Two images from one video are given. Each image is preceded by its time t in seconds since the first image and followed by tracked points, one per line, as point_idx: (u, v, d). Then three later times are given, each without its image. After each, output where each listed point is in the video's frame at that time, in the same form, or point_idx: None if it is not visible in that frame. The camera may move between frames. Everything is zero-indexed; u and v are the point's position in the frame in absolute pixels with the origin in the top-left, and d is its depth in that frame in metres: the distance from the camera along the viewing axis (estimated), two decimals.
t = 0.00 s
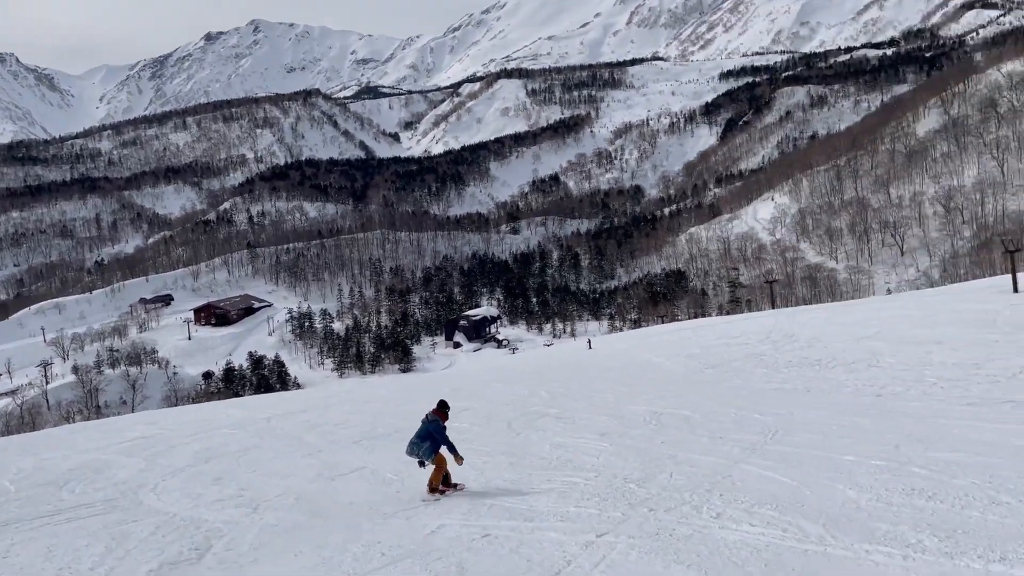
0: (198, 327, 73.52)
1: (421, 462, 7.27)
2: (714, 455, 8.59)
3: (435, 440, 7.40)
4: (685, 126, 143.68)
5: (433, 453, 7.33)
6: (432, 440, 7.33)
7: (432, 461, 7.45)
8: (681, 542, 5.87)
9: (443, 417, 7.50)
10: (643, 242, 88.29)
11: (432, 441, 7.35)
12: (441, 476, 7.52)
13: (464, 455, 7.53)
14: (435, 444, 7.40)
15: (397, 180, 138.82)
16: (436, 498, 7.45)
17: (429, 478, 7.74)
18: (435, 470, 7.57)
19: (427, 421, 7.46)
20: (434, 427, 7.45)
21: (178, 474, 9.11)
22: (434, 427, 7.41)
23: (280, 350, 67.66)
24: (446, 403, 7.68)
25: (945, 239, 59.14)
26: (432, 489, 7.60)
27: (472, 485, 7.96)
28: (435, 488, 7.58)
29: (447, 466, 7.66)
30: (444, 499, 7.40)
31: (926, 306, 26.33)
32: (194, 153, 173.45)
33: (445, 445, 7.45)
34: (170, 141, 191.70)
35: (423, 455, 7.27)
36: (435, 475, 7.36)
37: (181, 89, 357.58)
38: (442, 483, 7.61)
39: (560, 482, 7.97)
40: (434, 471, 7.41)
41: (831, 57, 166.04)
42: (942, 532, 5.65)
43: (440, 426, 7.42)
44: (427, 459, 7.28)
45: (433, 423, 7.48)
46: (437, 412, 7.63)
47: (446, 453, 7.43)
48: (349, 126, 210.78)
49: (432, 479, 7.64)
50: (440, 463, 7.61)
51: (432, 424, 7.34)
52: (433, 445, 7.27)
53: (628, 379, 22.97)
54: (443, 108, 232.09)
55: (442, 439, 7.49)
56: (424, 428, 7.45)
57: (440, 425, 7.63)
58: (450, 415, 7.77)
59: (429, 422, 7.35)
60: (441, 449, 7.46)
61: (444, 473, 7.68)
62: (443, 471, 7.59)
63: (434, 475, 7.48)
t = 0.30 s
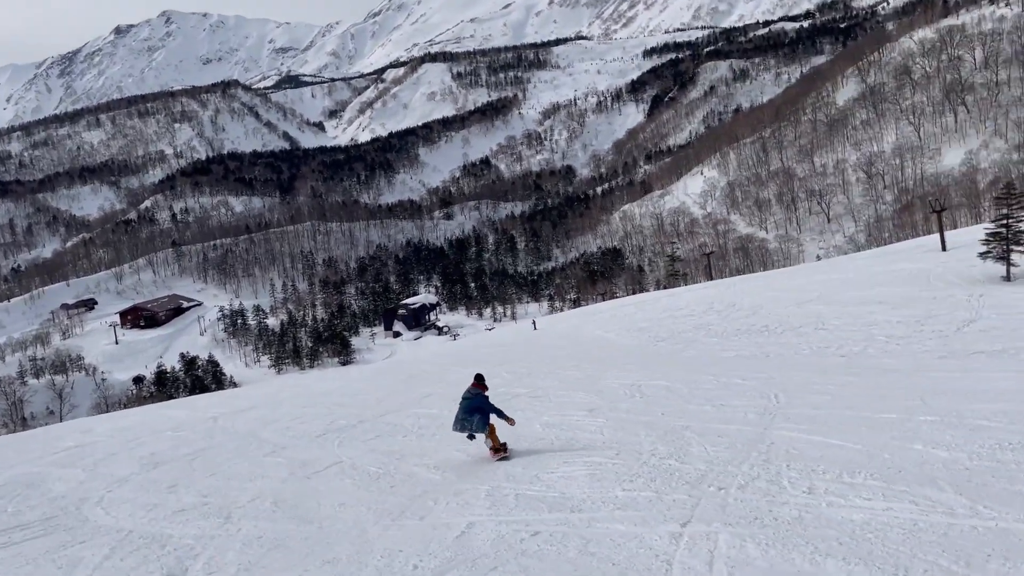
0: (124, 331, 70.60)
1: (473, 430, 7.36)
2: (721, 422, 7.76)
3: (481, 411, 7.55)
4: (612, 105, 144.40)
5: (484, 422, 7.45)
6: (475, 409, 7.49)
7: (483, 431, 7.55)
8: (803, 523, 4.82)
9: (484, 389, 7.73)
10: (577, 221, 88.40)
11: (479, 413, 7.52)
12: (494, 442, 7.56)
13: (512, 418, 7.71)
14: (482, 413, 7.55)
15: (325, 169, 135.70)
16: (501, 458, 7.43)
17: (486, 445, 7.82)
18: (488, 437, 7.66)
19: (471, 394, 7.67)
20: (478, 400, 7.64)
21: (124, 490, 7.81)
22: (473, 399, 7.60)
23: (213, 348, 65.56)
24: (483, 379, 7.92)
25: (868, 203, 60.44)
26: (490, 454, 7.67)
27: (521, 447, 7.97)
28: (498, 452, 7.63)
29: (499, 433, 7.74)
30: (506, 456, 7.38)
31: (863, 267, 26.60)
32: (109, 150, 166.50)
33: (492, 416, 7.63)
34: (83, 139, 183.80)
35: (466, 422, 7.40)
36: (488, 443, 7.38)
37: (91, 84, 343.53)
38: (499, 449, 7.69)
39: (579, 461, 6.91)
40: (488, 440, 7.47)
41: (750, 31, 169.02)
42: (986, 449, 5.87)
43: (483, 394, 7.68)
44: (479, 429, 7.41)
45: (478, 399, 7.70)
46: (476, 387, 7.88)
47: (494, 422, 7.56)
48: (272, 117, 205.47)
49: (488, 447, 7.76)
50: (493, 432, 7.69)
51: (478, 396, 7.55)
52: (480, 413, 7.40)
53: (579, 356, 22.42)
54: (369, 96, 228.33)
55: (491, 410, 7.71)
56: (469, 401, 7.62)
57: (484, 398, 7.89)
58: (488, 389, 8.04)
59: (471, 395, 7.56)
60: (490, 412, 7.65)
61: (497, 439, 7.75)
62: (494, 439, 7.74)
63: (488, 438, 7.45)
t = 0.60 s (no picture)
0: (125, 339, 69.84)
1: (540, 419, 7.44)
2: (816, 417, 7.11)
3: (546, 397, 7.59)
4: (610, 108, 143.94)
5: (551, 406, 7.51)
6: (541, 396, 7.48)
7: (547, 417, 7.67)
8: (947, 513, 4.55)
9: (547, 373, 7.70)
10: (576, 224, 87.80)
11: (544, 399, 7.57)
12: (557, 428, 7.72)
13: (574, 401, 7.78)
14: (542, 400, 7.62)
15: (324, 176, 134.95)
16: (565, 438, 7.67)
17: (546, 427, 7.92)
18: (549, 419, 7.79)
19: (531, 380, 7.63)
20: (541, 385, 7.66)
21: (131, 507, 6.90)
22: (537, 386, 7.52)
23: (216, 355, 64.91)
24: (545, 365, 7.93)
25: (869, 204, 59.92)
26: (553, 434, 7.82)
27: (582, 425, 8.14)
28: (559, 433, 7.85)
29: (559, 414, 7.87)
30: (573, 437, 7.55)
31: (874, 264, 25.91)
32: (109, 160, 166.08)
33: (555, 402, 7.66)
34: (82, 149, 183.12)
35: (533, 408, 7.43)
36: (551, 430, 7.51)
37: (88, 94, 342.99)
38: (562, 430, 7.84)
39: (679, 462, 6.20)
40: (553, 424, 7.63)
41: (747, 33, 168.77)
42: None
43: (545, 378, 7.65)
44: (546, 417, 7.50)
45: (537, 385, 7.71)
46: (535, 371, 7.83)
47: (557, 407, 7.68)
48: (271, 125, 205.14)
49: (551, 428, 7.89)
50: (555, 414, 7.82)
51: (544, 381, 7.47)
52: (545, 400, 7.44)
53: (592, 356, 21.61)
54: (367, 102, 228.04)
55: (550, 394, 7.76)
56: (532, 388, 7.64)
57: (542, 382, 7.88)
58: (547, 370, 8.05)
59: (536, 382, 7.48)
60: (553, 397, 7.69)
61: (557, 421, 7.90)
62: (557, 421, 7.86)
63: (552, 422, 7.59)
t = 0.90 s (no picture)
0: (176, 348, 70.74)
1: (601, 432, 7.34)
2: (974, 454, 6.13)
3: (606, 410, 7.51)
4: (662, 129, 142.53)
5: (613, 420, 7.43)
6: (602, 409, 7.39)
7: (608, 429, 7.59)
8: None
9: (606, 387, 7.62)
10: (624, 245, 86.51)
11: (602, 413, 7.46)
12: (615, 443, 7.67)
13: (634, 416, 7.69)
14: (599, 413, 7.54)
15: (375, 192, 135.91)
16: (619, 453, 7.69)
17: (605, 441, 7.84)
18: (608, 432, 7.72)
19: (589, 393, 7.54)
20: (597, 400, 7.52)
21: (161, 525, 6.31)
22: (592, 402, 7.47)
23: (263, 366, 65.36)
24: (602, 378, 7.77)
25: (930, 232, 57.57)
26: (610, 448, 7.74)
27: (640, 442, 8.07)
28: (615, 449, 7.78)
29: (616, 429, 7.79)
30: (632, 452, 7.51)
31: (942, 294, 24.41)
32: (168, 173, 170.35)
33: (611, 417, 7.52)
34: (142, 162, 188.17)
35: (595, 421, 7.29)
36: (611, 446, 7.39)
37: (151, 109, 352.71)
38: (620, 443, 7.78)
39: (801, 501, 5.55)
40: (611, 439, 7.57)
41: (803, 56, 165.73)
42: None
43: (603, 390, 7.56)
44: (607, 429, 7.40)
45: (592, 401, 7.59)
46: (593, 383, 7.70)
47: (614, 421, 7.60)
48: (324, 142, 208.46)
49: (608, 443, 7.81)
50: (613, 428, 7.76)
51: (602, 395, 7.41)
52: (607, 413, 7.35)
53: (645, 379, 20.70)
54: (419, 121, 230.28)
55: (606, 408, 7.66)
56: (589, 401, 7.52)
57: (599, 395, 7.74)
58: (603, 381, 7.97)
59: (594, 395, 7.40)
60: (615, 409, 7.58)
61: (615, 436, 7.84)
62: (615, 436, 7.80)
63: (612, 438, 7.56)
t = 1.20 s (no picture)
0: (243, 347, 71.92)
1: (630, 456, 7.20)
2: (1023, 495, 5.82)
3: (638, 428, 7.36)
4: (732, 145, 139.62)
5: (644, 440, 7.31)
6: (630, 432, 7.24)
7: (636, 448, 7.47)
8: None
9: (638, 404, 7.44)
10: (690, 262, 84.50)
11: (631, 432, 7.32)
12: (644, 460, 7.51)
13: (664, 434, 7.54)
14: (632, 430, 7.35)
15: (441, 201, 136.67)
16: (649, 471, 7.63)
17: (634, 457, 7.69)
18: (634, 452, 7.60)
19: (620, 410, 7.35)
20: (626, 418, 7.39)
21: (164, 541, 5.98)
22: (624, 425, 7.32)
23: (325, 369, 65.79)
24: (631, 397, 7.65)
25: (1016, 259, 54.13)
26: (636, 466, 7.63)
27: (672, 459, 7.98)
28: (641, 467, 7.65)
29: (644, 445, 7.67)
30: (662, 472, 7.43)
31: None
32: (243, 176, 175.05)
33: (640, 436, 7.40)
34: (220, 165, 193.94)
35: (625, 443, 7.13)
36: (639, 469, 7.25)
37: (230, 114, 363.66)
38: (648, 460, 7.66)
39: (829, 534, 5.36)
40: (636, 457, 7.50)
41: (884, 74, 160.33)
42: None
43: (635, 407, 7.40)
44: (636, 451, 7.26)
45: (622, 422, 7.41)
46: (623, 400, 7.55)
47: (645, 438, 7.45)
48: (393, 150, 211.56)
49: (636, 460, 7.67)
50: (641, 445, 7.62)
51: (632, 415, 7.29)
52: (637, 436, 7.20)
53: (710, 398, 19.60)
54: (487, 132, 231.43)
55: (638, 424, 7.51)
56: (618, 420, 7.39)
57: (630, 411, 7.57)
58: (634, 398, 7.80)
59: (623, 416, 7.26)
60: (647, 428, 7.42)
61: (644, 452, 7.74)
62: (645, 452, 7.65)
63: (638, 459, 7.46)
